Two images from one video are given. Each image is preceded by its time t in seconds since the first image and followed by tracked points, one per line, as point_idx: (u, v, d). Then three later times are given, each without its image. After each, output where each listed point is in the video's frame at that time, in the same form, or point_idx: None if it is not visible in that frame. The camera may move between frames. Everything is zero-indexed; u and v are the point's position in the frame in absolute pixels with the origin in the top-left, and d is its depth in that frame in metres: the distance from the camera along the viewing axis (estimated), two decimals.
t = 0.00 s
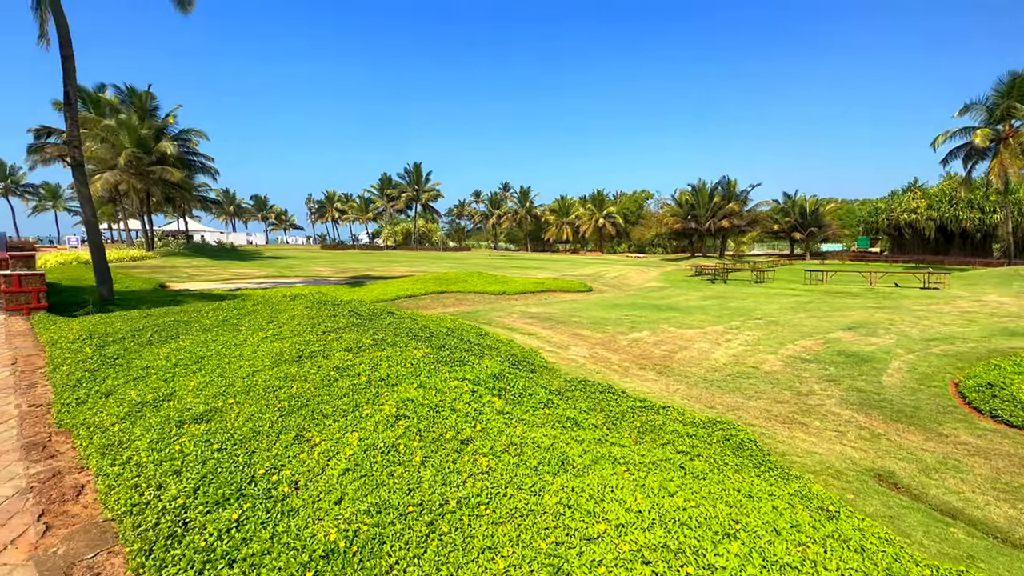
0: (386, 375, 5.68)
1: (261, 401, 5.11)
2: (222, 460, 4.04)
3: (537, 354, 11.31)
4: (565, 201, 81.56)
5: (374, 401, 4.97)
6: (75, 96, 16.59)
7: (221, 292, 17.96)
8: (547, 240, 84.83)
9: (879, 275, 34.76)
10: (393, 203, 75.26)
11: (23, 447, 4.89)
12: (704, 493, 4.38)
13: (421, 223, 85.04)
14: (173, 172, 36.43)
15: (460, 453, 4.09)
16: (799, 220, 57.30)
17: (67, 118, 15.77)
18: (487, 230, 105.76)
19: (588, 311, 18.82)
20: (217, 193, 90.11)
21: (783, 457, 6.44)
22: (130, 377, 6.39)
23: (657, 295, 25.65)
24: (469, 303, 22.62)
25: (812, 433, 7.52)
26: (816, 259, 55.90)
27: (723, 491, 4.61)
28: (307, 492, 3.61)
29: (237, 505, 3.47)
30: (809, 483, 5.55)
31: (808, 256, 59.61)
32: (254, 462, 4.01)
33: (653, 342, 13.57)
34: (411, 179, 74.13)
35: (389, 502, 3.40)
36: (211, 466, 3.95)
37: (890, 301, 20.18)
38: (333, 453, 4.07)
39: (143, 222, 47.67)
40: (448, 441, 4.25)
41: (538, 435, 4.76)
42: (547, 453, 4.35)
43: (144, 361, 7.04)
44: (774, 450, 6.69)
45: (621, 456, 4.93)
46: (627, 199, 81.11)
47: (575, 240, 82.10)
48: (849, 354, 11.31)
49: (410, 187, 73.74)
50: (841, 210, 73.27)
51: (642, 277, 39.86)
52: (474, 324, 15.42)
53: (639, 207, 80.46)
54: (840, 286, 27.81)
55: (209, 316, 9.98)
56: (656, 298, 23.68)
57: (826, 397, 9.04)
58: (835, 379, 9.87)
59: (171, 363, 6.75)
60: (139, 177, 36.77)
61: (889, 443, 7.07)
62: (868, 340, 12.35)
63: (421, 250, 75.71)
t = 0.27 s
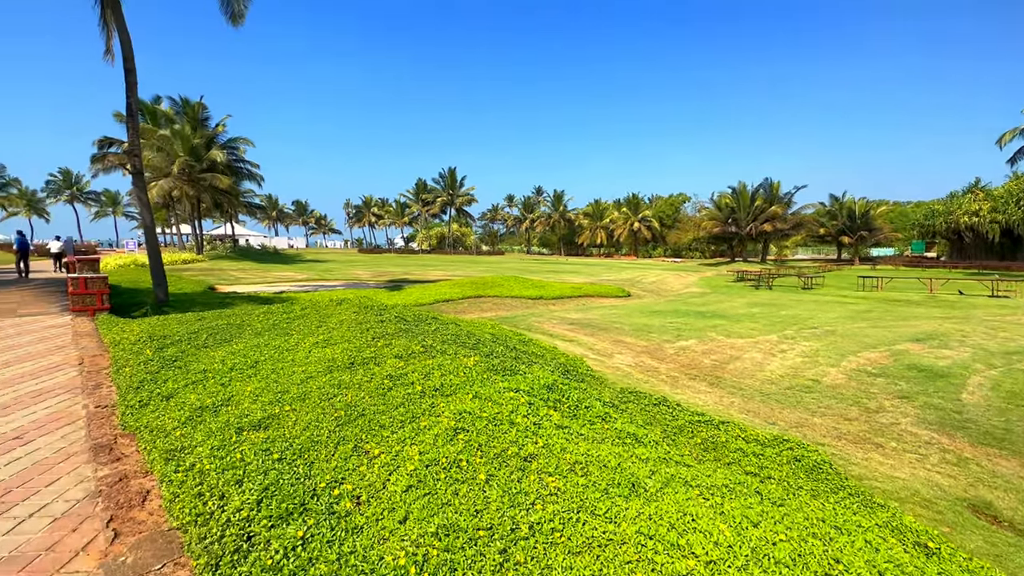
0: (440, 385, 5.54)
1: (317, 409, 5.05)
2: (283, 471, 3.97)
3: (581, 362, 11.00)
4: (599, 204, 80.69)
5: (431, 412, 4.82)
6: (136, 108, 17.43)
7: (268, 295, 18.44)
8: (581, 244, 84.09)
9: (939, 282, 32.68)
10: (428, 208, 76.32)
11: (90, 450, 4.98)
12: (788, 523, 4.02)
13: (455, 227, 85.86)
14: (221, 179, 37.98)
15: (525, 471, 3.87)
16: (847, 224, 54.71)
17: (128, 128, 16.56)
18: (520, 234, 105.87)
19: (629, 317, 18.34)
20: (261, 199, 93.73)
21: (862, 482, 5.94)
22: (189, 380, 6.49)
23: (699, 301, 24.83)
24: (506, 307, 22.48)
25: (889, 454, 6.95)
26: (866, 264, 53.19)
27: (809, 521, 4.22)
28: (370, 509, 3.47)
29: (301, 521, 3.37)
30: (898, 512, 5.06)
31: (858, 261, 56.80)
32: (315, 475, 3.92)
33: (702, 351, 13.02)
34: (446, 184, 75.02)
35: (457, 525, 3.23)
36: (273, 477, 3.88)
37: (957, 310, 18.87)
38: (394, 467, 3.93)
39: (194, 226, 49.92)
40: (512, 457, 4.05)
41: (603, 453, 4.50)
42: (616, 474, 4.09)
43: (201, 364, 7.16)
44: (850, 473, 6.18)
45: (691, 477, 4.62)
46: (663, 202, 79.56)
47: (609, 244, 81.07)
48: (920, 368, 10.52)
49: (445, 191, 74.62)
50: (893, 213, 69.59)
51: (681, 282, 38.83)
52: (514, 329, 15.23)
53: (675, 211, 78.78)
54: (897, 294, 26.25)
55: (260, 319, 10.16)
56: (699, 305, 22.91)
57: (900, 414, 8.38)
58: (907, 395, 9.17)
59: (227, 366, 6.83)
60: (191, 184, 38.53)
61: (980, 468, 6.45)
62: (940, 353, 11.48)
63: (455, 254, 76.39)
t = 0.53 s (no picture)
0: (493, 394, 5.35)
1: (370, 418, 4.94)
2: (340, 484, 3.85)
3: (627, 370, 10.62)
4: (633, 208, 79.45)
5: (487, 424, 4.63)
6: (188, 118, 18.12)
7: (310, 298, 18.81)
8: (614, 248, 82.97)
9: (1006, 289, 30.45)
10: (461, 212, 76.96)
11: (150, 452, 5.01)
12: (886, 560, 3.62)
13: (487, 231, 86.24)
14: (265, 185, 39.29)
15: (593, 492, 3.63)
16: (900, 227, 51.88)
17: (181, 138, 17.22)
18: (552, 238, 105.44)
19: (672, 324, 17.76)
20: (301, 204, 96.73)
21: (952, 511, 5.40)
22: (241, 384, 6.53)
23: (743, 308, 23.89)
24: (543, 312, 22.22)
25: (979, 479, 6.32)
26: (920, 269, 50.29)
27: (907, 557, 3.80)
28: (433, 529, 3.29)
29: (363, 540, 3.22)
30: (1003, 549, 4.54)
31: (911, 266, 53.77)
32: (373, 488, 3.78)
33: (753, 360, 12.40)
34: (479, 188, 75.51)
35: (527, 552, 3.02)
36: (331, 490, 3.77)
37: None
38: (453, 482, 3.75)
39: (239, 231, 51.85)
40: (576, 477, 3.81)
41: (672, 474, 4.19)
42: (690, 498, 3.79)
43: (252, 368, 7.21)
44: (937, 500, 5.64)
45: (768, 502, 4.25)
46: (700, 205, 77.58)
47: (644, 248, 79.67)
48: (1001, 383, 9.67)
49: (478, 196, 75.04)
50: (951, 213, 65.41)
51: (721, 287, 37.61)
52: (554, 334, 14.95)
53: (713, 214, 76.71)
54: (960, 301, 24.58)
55: (306, 323, 10.26)
56: (743, 311, 22.03)
57: (984, 434, 7.67)
58: (990, 414, 8.41)
59: (278, 371, 6.85)
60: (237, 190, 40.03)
61: None
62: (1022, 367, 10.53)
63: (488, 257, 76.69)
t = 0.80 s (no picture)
0: (545, 403, 5.11)
1: (419, 426, 4.77)
2: (394, 496, 3.67)
3: (674, 377, 10.16)
4: (667, 210, 77.80)
5: (543, 435, 4.39)
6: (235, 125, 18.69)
7: (348, 299, 19.03)
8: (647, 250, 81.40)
9: None
10: (493, 214, 77.13)
11: (202, 455, 4.99)
12: None
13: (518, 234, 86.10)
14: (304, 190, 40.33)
15: (666, 516, 3.33)
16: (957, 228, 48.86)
17: (228, 144, 17.74)
18: (583, 240, 104.46)
19: (715, 329, 17.07)
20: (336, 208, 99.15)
21: None
22: (288, 387, 6.49)
23: (789, 313, 22.83)
24: (579, 316, 21.81)
25: None
26: (980, 273, 47.15)
27: None
28: (494, 551, 3.07)
29: (421, 560, 3.02)
30: None
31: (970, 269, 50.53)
32: (429, 502, 3.59)
33: (808, 369, 11.70)
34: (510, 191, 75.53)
35: None
36: (384, 503, 3.60)
37: None
38: (513, 499, 3.52)
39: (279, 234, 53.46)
40: (645, 498, 3.52)
41: (747, 495, 3.84)
42: (772, 525, 3.43)
43: (297, 370, 7.20)
44: None
45: (856, 531, 3.84)
46: (737, 206, 75.30)
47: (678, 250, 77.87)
48: None
49: (509, 198, 75.08)
50: (1014, 213, 61.15)
51: (763, 291, 36.20)
52: (594, 339, 14.57)
53: (751, 215, 74.30)
54: None
55: (347, 325, 10.27)
56: (790, 316, 21.03)
57: None
58: None
59: (323, 374, 6.79)
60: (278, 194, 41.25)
61: None
62: None
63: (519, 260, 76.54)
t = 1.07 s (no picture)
0: (603, 415, 4.78)
1: (471, 437, 4.51)
2: (450, 516, 3.41)
3: (726, 386, 9.59)
4: (703, 210, 75.73)
5: (605, 452, 4.05)
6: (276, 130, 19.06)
7: (384, 302, 19.10)
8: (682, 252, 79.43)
9: None
10: (524, 217, 76.91)
11: (248, 461, 4.88)
12: None
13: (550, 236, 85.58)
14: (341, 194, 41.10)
15: (756, 551, 2.95)
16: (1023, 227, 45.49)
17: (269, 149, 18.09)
18: (616, 242, 102.95)
19: (764, 334, 16.23)
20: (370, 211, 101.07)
21: None
22: (332, 392, 6.35)
23: (842, 317, 21.57)
24: (616, 319, 21.25)
25: None
26: None
27: None
28: None
29: None
30: None
31: None
32: (488, 524, 3.31)
33: (872, 379, 10.86)
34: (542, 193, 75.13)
35: None
36: (439, 523, 3.34)
37: None
38: (580, 524, 3.20)
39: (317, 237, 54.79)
40: (730, 528, 3.14)
41: (845, 527, 3.40)
42: (880, 565, 3.00)
43: (341, 374, 7.08)
44: None
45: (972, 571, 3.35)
46: (777, 206, 72.56)
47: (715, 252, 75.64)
48: None
49: (540, 200, 74.71)
50: None
51: (809, 294, 34.53)
52: (635, 344, 14.05)
53: (792, 215, 71.45)
54: None
55: (387, 328, 10.15)
56: (844, 321, 19.85)
57: None
58: None
59: (367, 378, 6.63)
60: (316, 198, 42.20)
61: None
62: None
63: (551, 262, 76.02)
